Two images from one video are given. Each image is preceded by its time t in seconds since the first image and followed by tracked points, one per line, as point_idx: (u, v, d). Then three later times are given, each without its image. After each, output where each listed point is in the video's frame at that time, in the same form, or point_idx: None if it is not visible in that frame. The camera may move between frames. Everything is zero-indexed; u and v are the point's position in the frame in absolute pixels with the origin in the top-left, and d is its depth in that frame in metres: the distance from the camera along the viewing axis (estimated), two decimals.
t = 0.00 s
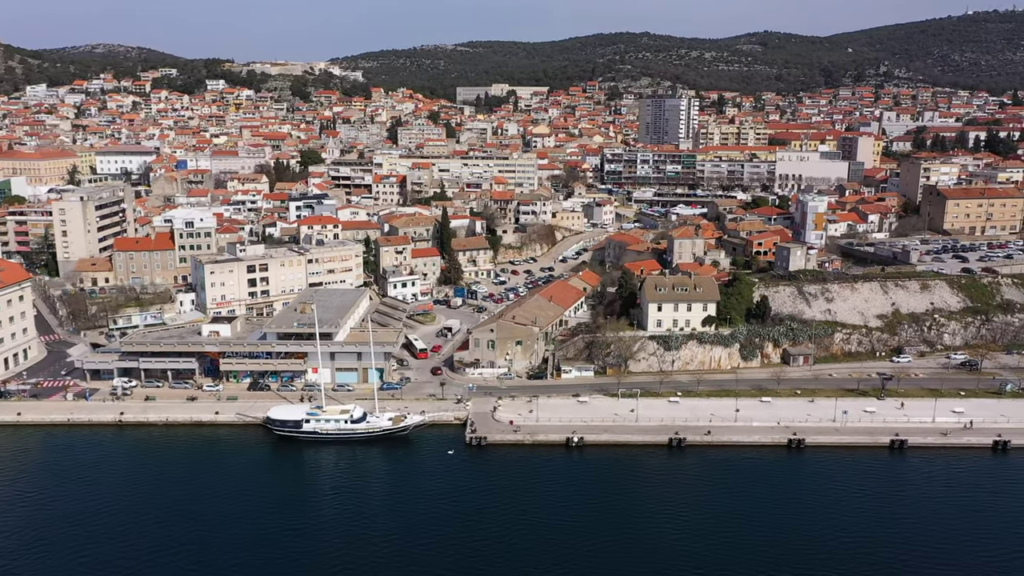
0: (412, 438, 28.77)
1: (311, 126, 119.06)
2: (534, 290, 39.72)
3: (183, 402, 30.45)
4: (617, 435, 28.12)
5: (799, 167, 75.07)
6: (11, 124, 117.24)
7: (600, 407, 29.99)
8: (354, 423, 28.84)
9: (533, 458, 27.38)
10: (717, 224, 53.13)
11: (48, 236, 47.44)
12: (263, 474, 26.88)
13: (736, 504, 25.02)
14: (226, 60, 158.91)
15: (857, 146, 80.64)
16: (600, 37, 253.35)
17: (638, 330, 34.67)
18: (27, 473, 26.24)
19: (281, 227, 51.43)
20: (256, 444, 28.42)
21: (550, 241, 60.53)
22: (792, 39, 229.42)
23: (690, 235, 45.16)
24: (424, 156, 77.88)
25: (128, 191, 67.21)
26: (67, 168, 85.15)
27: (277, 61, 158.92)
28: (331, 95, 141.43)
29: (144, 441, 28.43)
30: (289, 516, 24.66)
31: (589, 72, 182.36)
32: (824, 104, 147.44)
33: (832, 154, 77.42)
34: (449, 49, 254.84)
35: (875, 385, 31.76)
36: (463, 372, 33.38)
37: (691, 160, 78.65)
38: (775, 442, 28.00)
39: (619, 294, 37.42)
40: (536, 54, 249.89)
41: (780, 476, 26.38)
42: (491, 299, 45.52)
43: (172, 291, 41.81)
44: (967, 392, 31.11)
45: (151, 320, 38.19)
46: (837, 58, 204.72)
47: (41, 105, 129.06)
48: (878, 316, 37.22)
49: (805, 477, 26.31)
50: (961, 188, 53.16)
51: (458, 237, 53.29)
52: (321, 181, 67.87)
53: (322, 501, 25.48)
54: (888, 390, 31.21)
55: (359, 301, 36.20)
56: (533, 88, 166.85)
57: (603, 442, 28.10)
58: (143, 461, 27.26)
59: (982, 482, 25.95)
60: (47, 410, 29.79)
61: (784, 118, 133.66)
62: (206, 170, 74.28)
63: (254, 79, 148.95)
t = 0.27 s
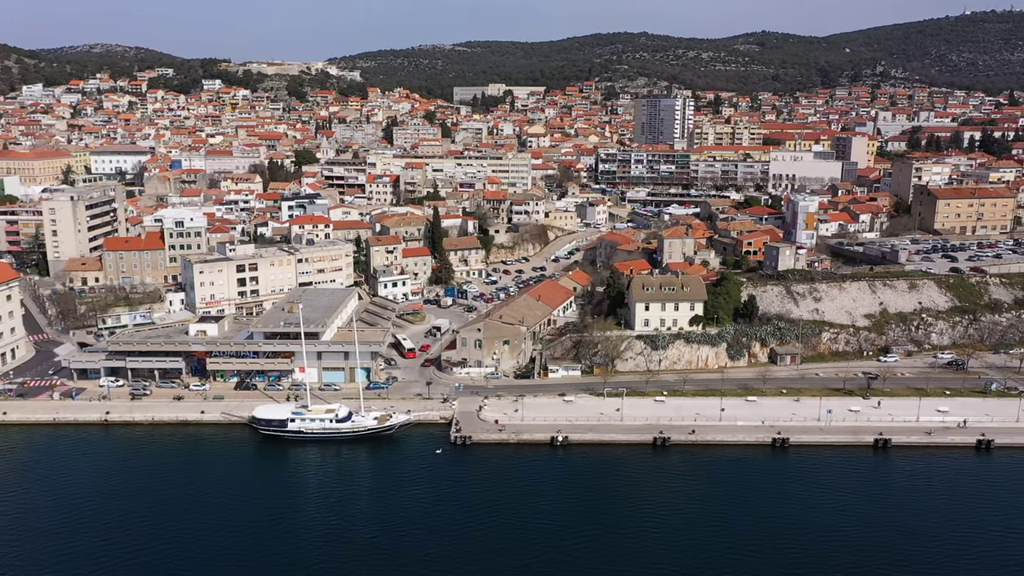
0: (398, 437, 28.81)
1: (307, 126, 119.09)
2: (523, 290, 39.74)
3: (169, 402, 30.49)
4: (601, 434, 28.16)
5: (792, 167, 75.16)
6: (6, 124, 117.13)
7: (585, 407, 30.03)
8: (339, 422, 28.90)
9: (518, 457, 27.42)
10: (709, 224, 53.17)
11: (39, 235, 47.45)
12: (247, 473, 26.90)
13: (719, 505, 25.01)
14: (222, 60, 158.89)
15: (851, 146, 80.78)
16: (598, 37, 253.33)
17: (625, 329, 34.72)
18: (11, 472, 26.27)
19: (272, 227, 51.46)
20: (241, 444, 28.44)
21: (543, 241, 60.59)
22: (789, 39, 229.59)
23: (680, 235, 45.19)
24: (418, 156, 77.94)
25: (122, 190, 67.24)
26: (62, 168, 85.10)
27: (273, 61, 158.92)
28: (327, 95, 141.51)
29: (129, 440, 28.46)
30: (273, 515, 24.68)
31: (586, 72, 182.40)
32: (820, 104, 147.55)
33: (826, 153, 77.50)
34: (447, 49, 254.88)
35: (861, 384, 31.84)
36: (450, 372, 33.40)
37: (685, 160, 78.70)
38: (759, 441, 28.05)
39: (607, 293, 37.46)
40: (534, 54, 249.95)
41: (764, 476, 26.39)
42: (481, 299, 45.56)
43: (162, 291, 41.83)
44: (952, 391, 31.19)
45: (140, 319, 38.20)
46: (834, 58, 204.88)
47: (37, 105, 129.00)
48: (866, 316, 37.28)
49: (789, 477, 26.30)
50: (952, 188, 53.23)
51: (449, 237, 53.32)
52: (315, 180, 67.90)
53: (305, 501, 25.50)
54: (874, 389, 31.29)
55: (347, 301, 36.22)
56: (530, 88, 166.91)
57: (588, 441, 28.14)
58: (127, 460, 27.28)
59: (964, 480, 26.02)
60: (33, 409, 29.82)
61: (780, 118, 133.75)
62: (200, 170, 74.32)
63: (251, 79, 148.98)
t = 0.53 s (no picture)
0: (383, 437, 28.86)
1: (303, 126, 119.08)
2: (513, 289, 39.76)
3: (156, 401, 30.53)
4: (586, 433, 28.22)
5: (787, 167, 75.20)
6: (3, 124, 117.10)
7: (571, 406, 30.08)
8: (324, 422, 28.96)
9: (503, 456, 27.46)
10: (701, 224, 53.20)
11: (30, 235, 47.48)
12: (232, 472, 26.92)
13: (704, 505, 24.99)
14: (219, 60, 158.80)
15: (845, 146, 80.82)
16: (596, 37, 253.21)
17: (613, 328, 34.78)
18: None
19: (264, 227, 51.49)
20: (227, 443, 28.46)
21: (536, 241, 60.64)
22: (787, 39, 229.61)
23: (671, 235, 45.21)
24: (412, 156, 77.96)
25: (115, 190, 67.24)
26: (56, 168, 85.08)
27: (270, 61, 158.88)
28: (324, 95, 141.52)
29: (115, 440, 28.49)
30: (256, 514, 24.70)
31: (583, 72, 182.42)
32: (817, 104, 147.59)
33: (820, 153, 77.52)
34: (445, 49, 254.92)
35: (847, 383, 31.94)
36: (438, 371, 33.44)
37: (679, 159, 78.72)
38: (744, 440, 28.11)
39: (596, 293, 37.52)
40: (532, 54, 249.93)
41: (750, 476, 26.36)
42: (472, 298, 45.60)
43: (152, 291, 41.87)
44: (939, 391, 31.27)
45: (130, 319, 38.22)
46: (832, 58, 204.89)
47: (33, 105, 128.95)
48: (855, 315, 37.34)
49: (774, 477, 26.28)
50: (944, 188, 53.30)
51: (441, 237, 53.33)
52: (308, 180, 67.93)
53: (290, 499, 25.53)
54: (860, 388, 31.39)
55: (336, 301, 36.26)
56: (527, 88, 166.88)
57: (573, 440, 28.19)
58: (112, 459, 27.31)
59: (948, 479, 26.07)
60: (19, 409, 29.86)
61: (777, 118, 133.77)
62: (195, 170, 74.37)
63: (247, 79, 149.04)
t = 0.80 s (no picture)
0: (369, 436, 28.91)
1: (299, 126, 119.10)
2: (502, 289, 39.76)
3: (143, 400, 30.58)
4: (571, 433, 28.26)
5: (781, 167, 75.26)
6: None
7: (558, 405, 30.14)
8: (310, 421, 29.03)
9: (487, 455, 27.48)
10: (692, 224, 53.26)
11: (21, 235, 47.52)
12: (218, 471, 26.96)
13: (690, 505, 24.97)
14: (216, 60, 158.68)
15: (839, 146, 80.93)
16: (594, 37, 253.17)
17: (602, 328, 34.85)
18: None
19: (257, 226, 51.55)
20: (213, 443, 28.49)
21: (529, 241, 60.72)
22: (784, 39, 229.65)
23: (661, 234, 45.25)
24: (406, 156, 77.99)
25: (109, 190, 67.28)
26: (51, 168, 85.10)
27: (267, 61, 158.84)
28: (320, 95, 141.70)
29: (101, 439, 28.53)
30: (241, 515, 24.69)
31: (581, 72, 182.42)
32: (813, 104, 147.71)
33: (814, 153, 77.55)
34: (443, 50, 254.93)
35: (833, 383, 32.02)
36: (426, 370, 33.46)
37: (673, 159, 78.77)
38: (729, 439, 28.14)
39: (585, 292, 37.56)
40: (529, 54, 249.86)
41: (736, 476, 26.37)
42: (463, 298, 45.65)
43: (143, 290, 41.95)
44: (925, 390, 31.33)
45: (120, 318, 38.27)
46: (829, 58, 204.89)
47: (29, 104, 128.91)
48: (843, 314, 37.40)
49: (761, 477, 26.28)
50: (935, 188, 53.36)
51: (433, 237, 53.36)
52: (302, 180, 67.98)
53: (274, 498, 25.54)
54: (846, 387, 31.48)
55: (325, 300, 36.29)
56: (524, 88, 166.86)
57: (558, 440, 28.23)
58: (98, 458, 27.34)
59: (933, 478, 26.13)
60: (6, 408, 29.90)
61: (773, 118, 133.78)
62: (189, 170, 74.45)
63: (244, 79, 149.21)
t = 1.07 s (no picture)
0: (355, 435, 28.96)
1: (296, 125, 119.09)
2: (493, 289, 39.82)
3: (130, 400, 30.63)
4: (557, 432, 28.33)
5: (775, 167, 75.33)
6: None
7: (545, 405, 30.19)
8: (296, 420, 29.09)
9: (472, 455, 27.54)
10: (685, 224, 53.31)
11: (12, 234, 47.52)
12: (203, 470, 26.99)
13: (676, 506, 24.94)
14: (213, 59, 158.52)
15: (833, 146, 81.02)
16: (592, 37, 253.10)
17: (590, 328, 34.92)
18: None
19: (248, 226, 51.57)
20: (198, 442, 28.52)
21: (522, 241, 60.77)
22: (782, 39, 229.71)
23: (652, 234, 45.29)
24: (401, 156, 78.01)
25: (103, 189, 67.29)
26: (46, 167, 85.09)
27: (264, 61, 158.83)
28: (317, 95, 141.92)
29: (87, 438, 28.58)
30: (225, 514, 24.71)
31: (578, 71, 182.42)
32: (810, 103, 147.71)
33: (808, 153, 77.60)
34: (441, 49, 254.76)
35: (820, 382, 32.10)
36: (414, 370, 33.51)
37: (668, 159, 78.82)
38: (714, 439, 28.20)
39: (574, 292, 37.62)
40: (527, 53, 249.79)
41: (723, 477, 26.31)
42: (454, 297, 45.71)
43: (133, 290, 41.99)
44: (911, 390, 31.41)
45: (110, 318, 38.32)
46: (827, 58, 204.89)
47: (26, 104, 128.82)
48: (832, 314, 37.48)
49: (748, 477, 26.22)
50: (927, 187, 53.43)
51: (426, 236, 53.37)
52: (296, 180, 68.03)
53: (259, 497, 25.57)
54: (833, 387, 31.54)
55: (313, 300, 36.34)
56: (521, 88, 166.85)
57: (543, 439, 28.29)
58: (82, 457, 27.38)
59: (916, 478, 26.19)
60: None
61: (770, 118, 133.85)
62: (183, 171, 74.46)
63: (241, 79, 149.26)
